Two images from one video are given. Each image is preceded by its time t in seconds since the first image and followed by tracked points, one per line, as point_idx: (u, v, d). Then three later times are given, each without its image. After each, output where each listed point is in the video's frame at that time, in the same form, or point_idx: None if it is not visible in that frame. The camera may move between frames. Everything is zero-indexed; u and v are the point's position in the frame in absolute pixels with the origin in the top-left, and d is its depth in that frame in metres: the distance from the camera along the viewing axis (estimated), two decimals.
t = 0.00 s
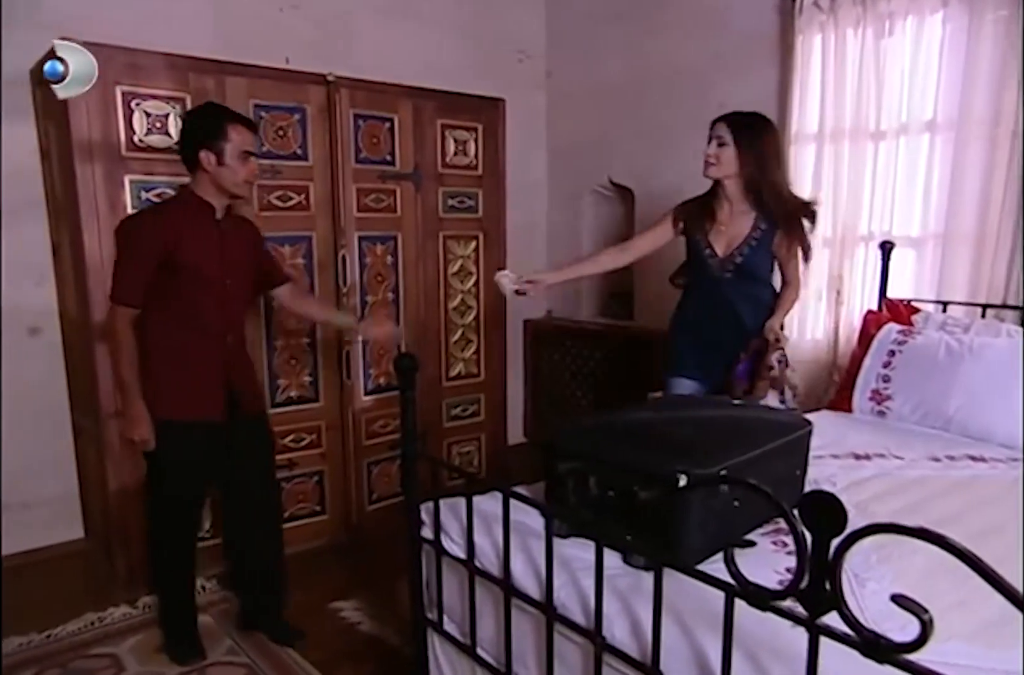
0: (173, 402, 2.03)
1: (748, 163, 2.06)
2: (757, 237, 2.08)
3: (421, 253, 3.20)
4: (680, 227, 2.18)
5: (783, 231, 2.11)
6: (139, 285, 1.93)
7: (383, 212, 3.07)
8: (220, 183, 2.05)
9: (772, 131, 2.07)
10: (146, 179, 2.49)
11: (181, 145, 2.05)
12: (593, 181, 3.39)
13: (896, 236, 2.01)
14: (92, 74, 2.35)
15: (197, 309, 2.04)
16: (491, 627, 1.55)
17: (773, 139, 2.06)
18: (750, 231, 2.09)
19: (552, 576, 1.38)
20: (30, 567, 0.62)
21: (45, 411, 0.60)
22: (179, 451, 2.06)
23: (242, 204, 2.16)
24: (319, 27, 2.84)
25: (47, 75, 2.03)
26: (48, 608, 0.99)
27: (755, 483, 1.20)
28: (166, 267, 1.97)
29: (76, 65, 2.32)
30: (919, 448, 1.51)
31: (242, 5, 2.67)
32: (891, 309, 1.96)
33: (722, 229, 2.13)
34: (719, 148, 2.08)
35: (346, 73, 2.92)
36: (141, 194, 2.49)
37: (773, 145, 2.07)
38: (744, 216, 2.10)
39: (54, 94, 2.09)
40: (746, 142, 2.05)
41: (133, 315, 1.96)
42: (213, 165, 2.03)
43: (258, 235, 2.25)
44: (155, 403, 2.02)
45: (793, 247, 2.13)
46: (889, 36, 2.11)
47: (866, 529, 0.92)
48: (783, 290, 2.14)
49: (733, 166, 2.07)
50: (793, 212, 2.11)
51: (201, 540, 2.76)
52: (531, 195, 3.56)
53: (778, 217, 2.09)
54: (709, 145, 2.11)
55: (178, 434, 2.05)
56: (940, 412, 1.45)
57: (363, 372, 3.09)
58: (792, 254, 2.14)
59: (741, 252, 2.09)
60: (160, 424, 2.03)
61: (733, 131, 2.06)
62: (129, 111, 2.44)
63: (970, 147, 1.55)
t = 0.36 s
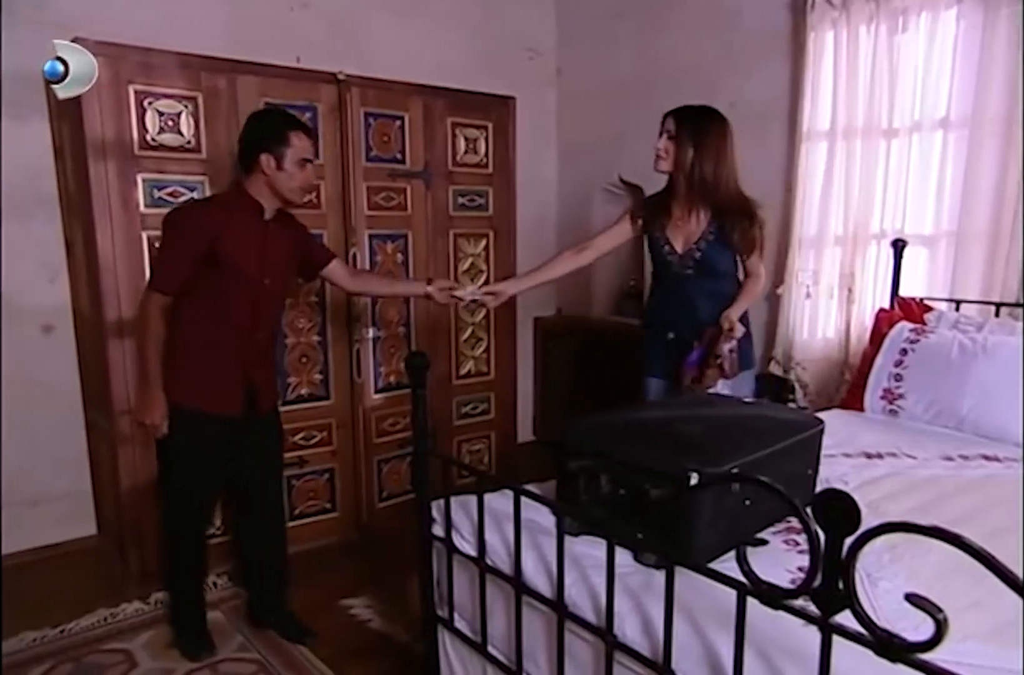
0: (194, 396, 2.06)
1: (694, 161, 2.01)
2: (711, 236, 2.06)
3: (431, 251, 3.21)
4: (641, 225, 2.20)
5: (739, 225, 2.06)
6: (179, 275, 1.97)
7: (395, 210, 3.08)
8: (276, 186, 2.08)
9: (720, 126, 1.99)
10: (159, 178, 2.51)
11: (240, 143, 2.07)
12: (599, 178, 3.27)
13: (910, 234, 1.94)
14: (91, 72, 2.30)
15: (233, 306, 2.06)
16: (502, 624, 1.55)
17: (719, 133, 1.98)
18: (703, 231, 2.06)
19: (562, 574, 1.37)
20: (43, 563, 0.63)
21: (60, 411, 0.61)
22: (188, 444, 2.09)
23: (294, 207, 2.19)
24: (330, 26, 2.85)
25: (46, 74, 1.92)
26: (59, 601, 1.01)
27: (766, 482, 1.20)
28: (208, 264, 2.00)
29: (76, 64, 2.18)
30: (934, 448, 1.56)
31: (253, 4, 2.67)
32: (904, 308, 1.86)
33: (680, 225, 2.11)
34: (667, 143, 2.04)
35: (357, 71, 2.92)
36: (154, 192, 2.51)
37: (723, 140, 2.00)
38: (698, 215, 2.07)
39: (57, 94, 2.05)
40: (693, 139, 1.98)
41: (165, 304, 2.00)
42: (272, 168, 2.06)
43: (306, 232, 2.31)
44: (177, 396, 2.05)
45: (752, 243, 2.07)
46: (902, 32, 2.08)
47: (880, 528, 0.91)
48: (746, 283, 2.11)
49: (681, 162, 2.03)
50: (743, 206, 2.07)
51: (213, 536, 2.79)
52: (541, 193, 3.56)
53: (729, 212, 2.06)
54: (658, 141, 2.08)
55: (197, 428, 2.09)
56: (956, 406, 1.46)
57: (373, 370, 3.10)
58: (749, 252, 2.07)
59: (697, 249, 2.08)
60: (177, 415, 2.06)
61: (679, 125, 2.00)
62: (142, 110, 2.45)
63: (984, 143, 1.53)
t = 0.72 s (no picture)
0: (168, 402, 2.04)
1: (681, 160, 2.00)
2: (701, 235, 2.03)
3: (431, 250, 3.20)
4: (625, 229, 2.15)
5: (727, 222, 2.04)
6: (146, 284, 1.95)
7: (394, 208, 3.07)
8: (248, 194, 2.06)
9: (711, 126, 1.99)
10: (157, 177, 2.50)
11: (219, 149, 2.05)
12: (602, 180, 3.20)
13: (911, 234, 1.94)
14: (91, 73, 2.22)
15: (209, 309, 2.06)
16: (501, 625, 1.54)
17: (709, 134, 1.99)
18: (692, 233, 2.03)
19: (562, 575, 1.36)
20: (36, 570, 0.61)
21: (50, 415, 0.60)
22: (163, 449, 2.06)
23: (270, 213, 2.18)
24: (331, 23, 2.84)
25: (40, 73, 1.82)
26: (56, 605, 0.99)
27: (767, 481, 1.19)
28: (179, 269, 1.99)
29: (75, 65, 2.10)
30: (934, 447, 1.55)
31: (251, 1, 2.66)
32: (906, 308, 1.93)
33: (669, 227, 2.07)
34: (656, 142, 2.02)
35: (355, 69, 2.91)
36: (152, 191, 2.50)
37: (711, 138, 2.00)
38: (688, 215, 2.04)
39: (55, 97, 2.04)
40: (683, 137, 1.97)
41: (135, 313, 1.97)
42: (244, 176, 2.04)
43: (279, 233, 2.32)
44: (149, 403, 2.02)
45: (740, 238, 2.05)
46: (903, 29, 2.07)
47: (883, 530, 0.90)
48: (735, 282, 2.05)
49: (669, 161, 2.02)
50: (731, 205, 2.05)
51: (211, 537, 2.77)
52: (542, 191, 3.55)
53: (717, 210, 2.03)
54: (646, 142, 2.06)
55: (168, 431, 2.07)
56: (964, 410, 1.42)
57: (372, 370, 3.09)
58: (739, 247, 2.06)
59: (685, 251, 2.04)
60: (153, 421, 2.03)
61: (670, 124, 1.99)
62: (139, 109, 2.44)
63: (985, 143, 1.53)
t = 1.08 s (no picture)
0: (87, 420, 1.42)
1: (712, 156, 2.13)
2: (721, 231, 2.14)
3: (419, 250, 3.32)
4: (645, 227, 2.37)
5: (750, 221, 2.12)
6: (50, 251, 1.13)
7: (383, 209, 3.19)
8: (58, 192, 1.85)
9: (736, 123, 2.10)
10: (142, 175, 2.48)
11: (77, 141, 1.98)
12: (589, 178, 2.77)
13: (900, 234, 1.81)
14: (91, 73, 2.35)
15: (90, 290, 1.38)
16: (489, 631, 1.52)
17: (737, 131, 2.10)
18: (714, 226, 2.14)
19: (551, 581, 1.34)
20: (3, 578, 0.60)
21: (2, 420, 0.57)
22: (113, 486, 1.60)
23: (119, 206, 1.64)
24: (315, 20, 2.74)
25: (49, 77, 2.17)
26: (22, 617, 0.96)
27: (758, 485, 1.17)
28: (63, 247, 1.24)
29: (75, 65, 2.29)
30: (926, 449, 1.62)
31: None
32: (895, 307, 1.77)
33: (689, 223, 2.24)
34: (684, 138, 2.17)
35: (342, 67, 2.89)
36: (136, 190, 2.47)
37: (737, 133, 2.09)
38: (709, 211, 2.17)
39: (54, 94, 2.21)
40: (710, 136, 2.12)
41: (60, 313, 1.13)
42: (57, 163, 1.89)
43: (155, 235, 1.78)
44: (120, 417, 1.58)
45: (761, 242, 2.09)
46: (893, 30, 1.87)
47: (875, 536, 0.88)
48: (752, 280, 2.14)
49: (701, 158, 2.16)
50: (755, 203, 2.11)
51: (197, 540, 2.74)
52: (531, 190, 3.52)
53: (740, 207, 2.12)
54: (674, 140, 2.22)
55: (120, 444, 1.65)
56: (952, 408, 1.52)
57: (361, 373, 3.08)
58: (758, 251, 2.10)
59: (701, 249, 2.22)
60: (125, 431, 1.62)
61: (697, 121, 2.12)
62: (122, 106, 2.44)
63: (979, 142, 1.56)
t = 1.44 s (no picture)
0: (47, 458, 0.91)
1: (738, 155, 2.10)
2: (745, 227, 2.08)
3: (394, 251, 3.11)
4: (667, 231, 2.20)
5: (774, 222, 2.09)
6: None
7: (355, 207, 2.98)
8: None
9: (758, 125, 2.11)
10: (106, 173, 2.40)
11: None
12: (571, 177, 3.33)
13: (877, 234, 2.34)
14: (92, 74, 2.35)
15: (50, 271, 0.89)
16: (463, 639, 1.49)
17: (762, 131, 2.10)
18: (736, 221, 2.08)
19: (525, 589, 1.31)
20: None
21: None
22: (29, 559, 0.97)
23: None
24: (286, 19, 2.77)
25: (49, 76, 2.28)
26: None
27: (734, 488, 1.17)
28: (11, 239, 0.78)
29: (75, 65, 2.33)
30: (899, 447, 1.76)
31: None
32: (873, 308, 2.29)
33: (710, 221, 2.12)
34: (708, 139, 2.11)
35: (315, 64, 2.83)
36: (101, 189, 2.39)
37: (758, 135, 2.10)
38: (730, 208, 2.10)
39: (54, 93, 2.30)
40: (734, 139, 2.09)
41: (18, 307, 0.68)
42: None
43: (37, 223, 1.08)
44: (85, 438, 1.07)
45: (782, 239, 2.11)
46: (867, 30, 2.32)
47: (854, 543, 0.86)
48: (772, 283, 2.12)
49: (728, 157, 2.10)
50: (775, 205, 2.10)
51: (169, 545, 2.67)
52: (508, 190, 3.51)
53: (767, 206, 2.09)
54: (694, 141, 2.14)
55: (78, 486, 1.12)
56: (928, 411, 1.67)
57: (335, 374, 3.01)
58: (777, 247, 2.11)
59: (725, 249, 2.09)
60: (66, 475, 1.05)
61: (723, 121, 2.09)
62: (85, 102, 2.34)
63: (952, 140, 1.89)
